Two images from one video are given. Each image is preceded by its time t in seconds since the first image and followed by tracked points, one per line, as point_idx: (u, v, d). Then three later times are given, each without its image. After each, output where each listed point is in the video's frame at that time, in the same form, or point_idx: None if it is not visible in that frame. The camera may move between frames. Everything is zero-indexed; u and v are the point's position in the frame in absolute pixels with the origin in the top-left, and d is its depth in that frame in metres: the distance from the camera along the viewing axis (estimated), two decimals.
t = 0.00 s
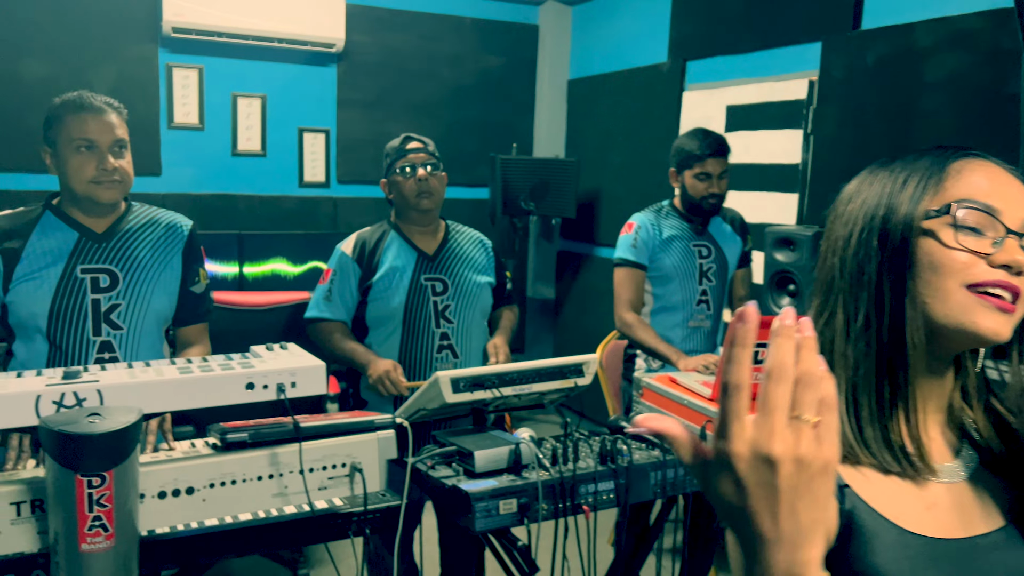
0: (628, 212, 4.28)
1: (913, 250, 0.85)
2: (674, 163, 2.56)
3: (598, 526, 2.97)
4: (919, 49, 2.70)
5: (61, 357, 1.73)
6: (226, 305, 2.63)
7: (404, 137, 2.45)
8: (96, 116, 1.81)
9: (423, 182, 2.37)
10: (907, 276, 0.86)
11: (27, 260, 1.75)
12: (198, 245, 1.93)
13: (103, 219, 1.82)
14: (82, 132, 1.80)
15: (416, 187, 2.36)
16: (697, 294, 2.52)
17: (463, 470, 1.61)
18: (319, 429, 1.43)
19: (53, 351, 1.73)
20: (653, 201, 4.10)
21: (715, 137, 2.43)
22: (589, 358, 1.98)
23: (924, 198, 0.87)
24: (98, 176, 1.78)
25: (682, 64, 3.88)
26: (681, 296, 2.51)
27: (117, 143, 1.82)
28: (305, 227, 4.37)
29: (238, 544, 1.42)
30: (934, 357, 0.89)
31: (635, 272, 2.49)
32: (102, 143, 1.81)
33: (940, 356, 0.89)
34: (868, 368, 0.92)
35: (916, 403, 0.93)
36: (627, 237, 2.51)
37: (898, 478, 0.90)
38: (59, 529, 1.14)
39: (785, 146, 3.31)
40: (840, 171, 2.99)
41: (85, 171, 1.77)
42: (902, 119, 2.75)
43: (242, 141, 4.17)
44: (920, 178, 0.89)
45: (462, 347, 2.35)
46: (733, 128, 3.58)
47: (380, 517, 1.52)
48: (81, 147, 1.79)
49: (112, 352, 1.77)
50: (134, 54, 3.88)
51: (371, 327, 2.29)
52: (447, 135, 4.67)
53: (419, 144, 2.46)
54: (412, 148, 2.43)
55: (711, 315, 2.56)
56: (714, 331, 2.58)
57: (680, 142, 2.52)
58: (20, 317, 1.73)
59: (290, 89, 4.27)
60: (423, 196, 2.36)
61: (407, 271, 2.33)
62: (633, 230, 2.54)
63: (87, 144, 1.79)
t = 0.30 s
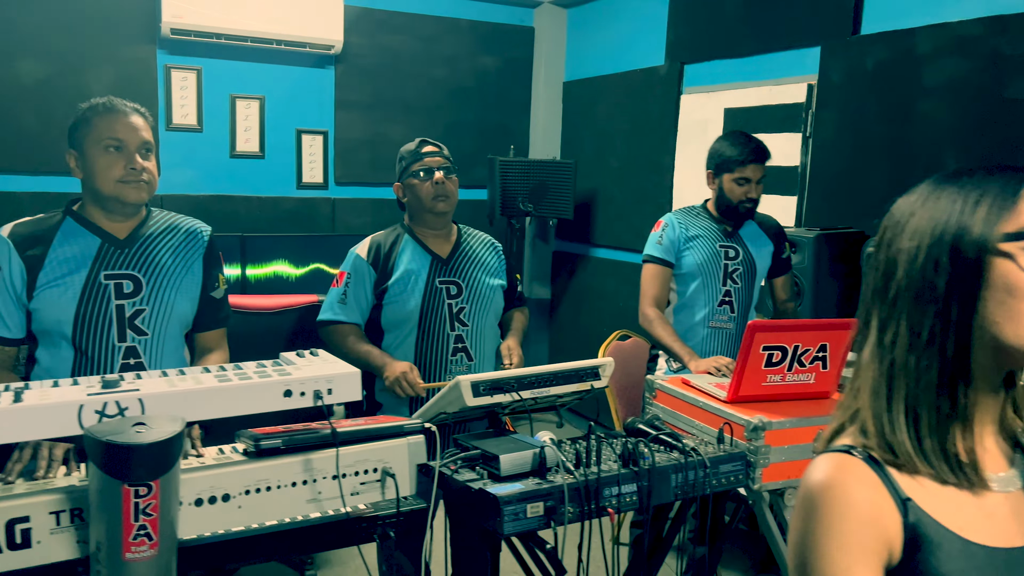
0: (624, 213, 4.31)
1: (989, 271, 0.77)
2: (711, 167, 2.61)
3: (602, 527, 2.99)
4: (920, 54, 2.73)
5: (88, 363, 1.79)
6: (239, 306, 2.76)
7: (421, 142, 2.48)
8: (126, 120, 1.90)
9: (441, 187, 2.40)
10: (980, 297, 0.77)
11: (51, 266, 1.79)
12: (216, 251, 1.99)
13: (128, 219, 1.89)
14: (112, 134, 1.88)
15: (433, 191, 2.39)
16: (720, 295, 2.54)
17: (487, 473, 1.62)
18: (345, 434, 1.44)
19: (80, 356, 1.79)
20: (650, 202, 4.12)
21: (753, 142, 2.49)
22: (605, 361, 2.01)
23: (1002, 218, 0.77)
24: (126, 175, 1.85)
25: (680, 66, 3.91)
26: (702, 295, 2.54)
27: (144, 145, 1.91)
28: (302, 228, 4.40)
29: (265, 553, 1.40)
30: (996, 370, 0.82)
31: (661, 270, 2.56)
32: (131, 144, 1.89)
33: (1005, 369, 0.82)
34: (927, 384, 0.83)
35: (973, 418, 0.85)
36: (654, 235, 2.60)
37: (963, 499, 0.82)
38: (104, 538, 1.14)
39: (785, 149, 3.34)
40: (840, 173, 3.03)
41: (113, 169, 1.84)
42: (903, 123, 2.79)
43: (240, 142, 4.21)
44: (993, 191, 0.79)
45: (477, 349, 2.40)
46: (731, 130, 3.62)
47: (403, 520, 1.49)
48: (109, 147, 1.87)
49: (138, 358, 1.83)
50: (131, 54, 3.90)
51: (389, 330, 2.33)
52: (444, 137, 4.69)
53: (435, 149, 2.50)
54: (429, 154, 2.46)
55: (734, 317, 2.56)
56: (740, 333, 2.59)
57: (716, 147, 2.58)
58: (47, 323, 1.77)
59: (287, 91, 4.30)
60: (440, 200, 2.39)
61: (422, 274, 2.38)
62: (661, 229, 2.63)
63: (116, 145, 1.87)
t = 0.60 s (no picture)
0: (630, 215, 4.34)
1: None
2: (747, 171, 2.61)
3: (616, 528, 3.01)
4: (931, 59, 2.76)
5: (122, 369, 1.82)
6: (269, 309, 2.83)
7: (447, 146, 2.48)
8: (163, 135, 1.90)
9: (473, 192, 2.45)
10: None
11: (83, 273, 1.80)
12: (247, 254, 2.04)
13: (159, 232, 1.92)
14: (149, 151, 1.88)
15: (467, 196, 2.43)
16: (745, 297, 2.57)
17: (522, 476, 1.64)
18: (389, 439, 1.46)
19: (113, 362, 1.81)
20: (657, 204, 4.15)
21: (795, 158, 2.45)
22: (630, 364, 2.03)
23: None
24: (161, 195, 1.87)
25: (687, 69, 3.94)
26: (728, 298, 2.57)
27: (180, 164, 1.92)
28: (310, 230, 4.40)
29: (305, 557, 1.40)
30: None
31: (688, 270, 2.60)
32: (167, 163, 1.90)
33: None
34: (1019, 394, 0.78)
35: None
36: (682, 236, 2.63)
37: None
38: (163, 544, 1.16)
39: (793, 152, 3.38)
40: (851, 176, 3.06)
41: (150, 190, 1.86)
42: (915, 127, 2.82)
43: (248, 143, 4.21)
44: None
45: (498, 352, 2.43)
46: (739, 133, 3.65)
47: (437, 523, 1.49)
48: (145, 164, 1.87)
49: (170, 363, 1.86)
50: (140, 56, 3.91)
51: (414, 332, 2.35)
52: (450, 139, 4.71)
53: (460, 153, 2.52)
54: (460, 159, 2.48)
55: (760, 320, 2.59)
56: (764, 336, 2.61)
57: (755, 154, 2.54)
58: (80, 329, 1.79)
59: (295, 92, 4.31)
60: (473, 205, 2.44)
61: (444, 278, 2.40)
62: (690, 229, 2.66)
63: (152, 162, 1.88)
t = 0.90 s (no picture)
0: (644, 216, 4.37)
1: None
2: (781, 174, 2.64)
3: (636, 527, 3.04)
4: (950, 63, 2.79)
5: (165, 374, 1.84)
6: (305, 312, 2.84)
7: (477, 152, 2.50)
8: (197, 137, 1.94)
9: (502, 200, 2.47)
10: None
11: (125, 280, 1.83)
12: (282, 258, 2.06)
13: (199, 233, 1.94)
14: (185, 151, 1.92)
15: (498, 202, 2.46)
16: (776, 302, 2.60)
17: (562, 478, 1.66)
18: (443, 441, 1.50)
19: (157, 367, 1.83)
20: (671, 205, 4.18)
21: (830, 163, 2.51)
22: (662, 367, 2.05)
23: None
24: (200, 194, 1.89)
25: (702, 71, 3.97)
26: (758, 301, 2.59)
27: (215, 162, 1.95)
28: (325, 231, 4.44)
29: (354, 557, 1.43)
30: None
31: (718, 273, 2.60)
32: (203, 162, 1.93)
33: None
34: None
35: None
36: (713, 238, 2.63)
37: None
38: (228, 546, 1.18)
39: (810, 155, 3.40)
40: (870, 179, 3.08)
41: (189, 189, 1.88)
42: (934, 130, 2.84)
43: (264, 145, 4.24)
44: None
45: (525, 354, 2.45)
46: (755, 135, 3.67)
47: (478, 524, 1.52)
48: (183, 166, 1.90)
49: (213, 368, 1.88)
50: (158, 58, 3.93)
51: (443, 335, 2.37)
52: (462, 140, 4.76)
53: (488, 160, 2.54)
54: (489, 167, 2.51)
55: (789, 325, 2.62)
56: (792, 340, 2.64)
57: (788, 160, 2.59)
58: (124, 335, 1.82)
59: (310, 94, 4.34)
60: (502, 211, 2.46)
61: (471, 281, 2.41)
62: (720, 231, 2.66)
63: (190, 163, 1.91)
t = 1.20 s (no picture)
0: (659, 218, 4.38)
1: None
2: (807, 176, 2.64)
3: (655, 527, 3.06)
4: (972, 66, 2.80)
5: (200, 377, 1.85)
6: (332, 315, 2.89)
7: (505, 170, 2.32)
8: (224, 134, 1.95)
9: (521, 225, 2.36)
10: None
11: (160, 284, 1.84)
12: (313, 261, 2.08)
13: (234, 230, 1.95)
14: (213, 148, 1.92)
15: (512, 226, 2.35)
16: (800, 306, 2.61)
17: (595, 482, 1.67)
18: (484, 444, 1.51)
19: (193, 370, 1.85)
20: (687, 207, 4.18)
21: (856, 167, 2.49)
22: (690, 370, 2.06)
23: None
24: (231, 188, 1.89)
25: (719, 74, 3.98)
26: (782, 305, 2.61)
27: (243, 158, 1.96)
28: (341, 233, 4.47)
29: (393, 557, 1.46)
30: None
31: (744, 276, 2.60)
32: (232, 158, 1.93)
33: None
34: None
35: None
36: (739, 240, 2.63)
37: None
38: (278, 548, 1.20)
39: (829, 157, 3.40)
40: (891, 181, 3.09)
41: (219, 184, 1.88)
42: (956, 133, 2.85)
43: (282, 147, 4.26)
44: None
45: (547, 357, 2.46)
46: (773, 138, 3.68)
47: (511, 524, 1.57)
48: (212, 163, 1.91)
49: (247, 371, 1.90)
50: (178, 60, 3.95)
51: (467, 337, 2.38)
52: (477, 141, 4.78)
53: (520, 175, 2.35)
54: (515, 186, 2.34)
55: (811, 329, 2.64)
56: (813, 344, 2.67)
57: (817, 160, 2.58)
58: (159, 339, 1.84)
59: (327, 96, 4.36)
60: (516, 233, 2.37)
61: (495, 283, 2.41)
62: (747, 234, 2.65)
63: (219, 159, 1.91)
